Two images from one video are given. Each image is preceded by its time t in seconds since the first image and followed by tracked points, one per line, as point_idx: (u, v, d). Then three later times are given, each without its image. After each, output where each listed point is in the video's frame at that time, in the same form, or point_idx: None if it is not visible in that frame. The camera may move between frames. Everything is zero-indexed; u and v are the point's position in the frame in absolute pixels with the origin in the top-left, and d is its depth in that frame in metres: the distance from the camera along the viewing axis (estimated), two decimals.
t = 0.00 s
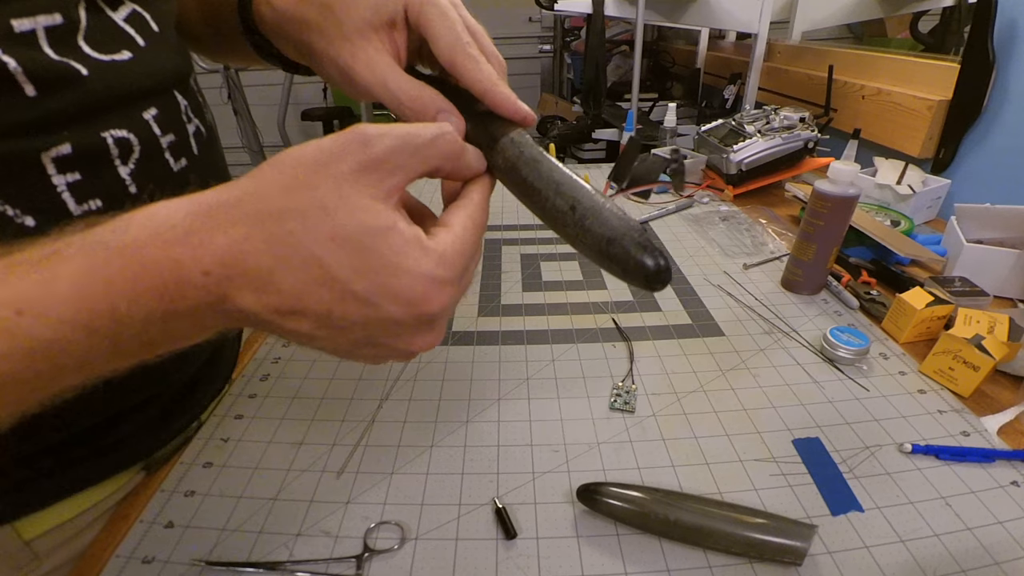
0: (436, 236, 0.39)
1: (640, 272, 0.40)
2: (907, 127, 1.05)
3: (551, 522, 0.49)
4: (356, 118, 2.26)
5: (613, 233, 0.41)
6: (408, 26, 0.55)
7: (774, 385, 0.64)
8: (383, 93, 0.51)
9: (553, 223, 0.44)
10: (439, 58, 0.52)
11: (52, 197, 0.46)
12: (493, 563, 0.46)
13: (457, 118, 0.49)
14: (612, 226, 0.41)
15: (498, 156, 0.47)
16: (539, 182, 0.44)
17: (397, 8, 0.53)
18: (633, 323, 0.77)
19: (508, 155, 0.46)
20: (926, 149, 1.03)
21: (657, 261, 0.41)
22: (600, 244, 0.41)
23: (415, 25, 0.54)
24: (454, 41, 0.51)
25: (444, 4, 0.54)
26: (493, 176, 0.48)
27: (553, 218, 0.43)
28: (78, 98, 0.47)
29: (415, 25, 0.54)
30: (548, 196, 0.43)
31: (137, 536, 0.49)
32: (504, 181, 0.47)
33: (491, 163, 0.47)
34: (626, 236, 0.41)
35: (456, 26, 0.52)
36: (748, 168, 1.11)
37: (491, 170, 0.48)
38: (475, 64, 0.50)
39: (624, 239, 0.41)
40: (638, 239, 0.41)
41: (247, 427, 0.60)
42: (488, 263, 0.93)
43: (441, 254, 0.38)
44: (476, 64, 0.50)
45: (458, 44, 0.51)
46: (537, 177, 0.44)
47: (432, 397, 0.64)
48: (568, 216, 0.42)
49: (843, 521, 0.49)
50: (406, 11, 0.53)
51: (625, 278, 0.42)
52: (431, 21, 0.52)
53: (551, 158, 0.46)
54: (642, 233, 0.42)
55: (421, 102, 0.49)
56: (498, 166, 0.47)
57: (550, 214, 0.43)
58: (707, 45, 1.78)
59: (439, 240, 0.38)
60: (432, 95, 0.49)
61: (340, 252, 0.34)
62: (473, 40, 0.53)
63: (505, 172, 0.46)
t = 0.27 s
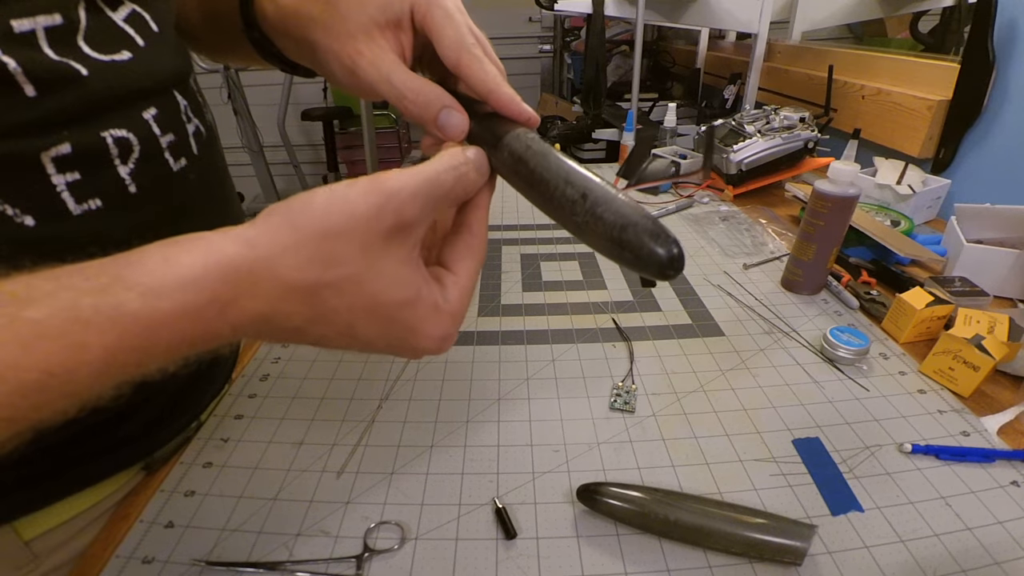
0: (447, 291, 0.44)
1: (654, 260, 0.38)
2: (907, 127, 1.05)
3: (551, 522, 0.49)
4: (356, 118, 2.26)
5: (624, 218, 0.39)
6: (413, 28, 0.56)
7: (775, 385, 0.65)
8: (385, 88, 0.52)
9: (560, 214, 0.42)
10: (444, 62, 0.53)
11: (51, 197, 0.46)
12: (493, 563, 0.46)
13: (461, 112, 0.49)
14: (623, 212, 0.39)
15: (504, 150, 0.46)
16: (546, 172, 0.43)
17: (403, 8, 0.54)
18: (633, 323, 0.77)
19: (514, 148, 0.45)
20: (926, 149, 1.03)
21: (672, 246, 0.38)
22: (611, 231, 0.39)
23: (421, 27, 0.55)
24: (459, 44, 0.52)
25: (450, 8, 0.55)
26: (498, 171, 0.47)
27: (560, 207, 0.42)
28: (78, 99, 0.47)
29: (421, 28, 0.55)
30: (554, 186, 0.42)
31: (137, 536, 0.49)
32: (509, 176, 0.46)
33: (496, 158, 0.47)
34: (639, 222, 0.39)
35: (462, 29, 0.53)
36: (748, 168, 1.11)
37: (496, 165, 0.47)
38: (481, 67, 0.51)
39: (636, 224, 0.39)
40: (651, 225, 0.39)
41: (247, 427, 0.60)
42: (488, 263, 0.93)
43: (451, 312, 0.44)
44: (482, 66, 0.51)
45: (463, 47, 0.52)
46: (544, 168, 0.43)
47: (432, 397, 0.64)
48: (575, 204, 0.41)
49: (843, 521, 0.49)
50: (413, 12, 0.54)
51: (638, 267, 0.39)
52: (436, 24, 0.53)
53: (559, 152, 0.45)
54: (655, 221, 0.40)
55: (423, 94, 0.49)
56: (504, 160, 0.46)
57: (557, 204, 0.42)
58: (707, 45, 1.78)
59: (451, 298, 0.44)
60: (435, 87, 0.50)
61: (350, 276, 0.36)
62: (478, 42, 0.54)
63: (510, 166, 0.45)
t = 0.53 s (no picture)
0: (446, 291, 0.44)
1: (658, 245, 0.38)
2: (907, 127, 1.05)
3: (552, 522, 0.49)
4: (356, 118, 2.26)
5: (627, 205, 0.39)
6: (413, 25, 0.56)
7: (775, 385, 0.65)
8: (385, 85, 0.52)
9: (561, 203, 0.42)
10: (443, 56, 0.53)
11: (51, 197, 0.46)
12: (493, 563, 0.46)
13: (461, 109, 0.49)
14: (625, 198, 0.40)
15: (504, 142, 0.46)
16: (547, 162, 0.43)
17: (402, 5, 0.54)
18: (633, 323, 0.77)
19: (514, 140, 0.45)
20: (926, 149, 1.03)
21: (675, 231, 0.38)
22: (614, 218, 0.39)
23: (420, 23, 0.55)
24: (458, 39, 0.52)
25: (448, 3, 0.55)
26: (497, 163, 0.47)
27: (562, 196, 0.42)
28: (78, 99, 0.47)
29: (420, 24, 0.55)
30: (556, 175, 0.42)
31: (137, 536, 0.49)
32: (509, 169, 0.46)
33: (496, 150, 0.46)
34: (641, 208, 0.39)
35: (461, 25, 0.53)
36: (748, 168, 1.11)
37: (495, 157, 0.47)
38: (481, 62, 0.51)
39: (639, 210, 0.39)
40: (654, 210, 0.39)
41: (247, 427, 0.60)
42: (488, 263, 0.93)
43: (450, 315, 0.44)
44: (482, 61, 0.51)
45: (462, 42, 0.52)
46: (545, 158, 0.43)
47: (432, 397, 0.64)
48: (577, 192, 0.41)
49: (843, 521, 0.49)
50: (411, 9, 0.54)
51: (641, 254, 0.39)
52: (435, 19, 0.53)
53: (559, 143, 0.45)
54: (656, 208, 0.40)
55: (423, 92, 0.49)
56: (503, 153, 0.46)
57: (559, 193, 0.42)
58: (707, 45, 1.78)
59: (450, 299, 0.44)
60: (435, 84, 0.50)
61: (352, 278, 0.36)
62: (476, 39, 0.54)
63: (510, 158, 0.45)
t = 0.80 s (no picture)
0: (443, 284, 0.44)
1: (651, 251, 0.39)
2: (907, 127, 1.05)
3: (552, 522, 0.49)
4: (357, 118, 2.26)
5: (620, 211, 0.39)
6: (411, 24, 0.56)
7: (774, 385, 0.64)
8: (383, 86, 0.52)
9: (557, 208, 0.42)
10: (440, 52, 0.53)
11: (51, 196, 0.46)
12: (493, 563, 0.46)
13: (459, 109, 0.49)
14: (619, 204, 0.40)
15: (499, 144, 0.46)
16: (541, 166, 0.43)
17: (399, 3, 0.54)
18: (633, 324, 0.77)
19: (509, 142, 0.45)
20: (926, 149, 1.03)
21: (667, 237, 0.39)
22: (607, 226, 0.40)
23: (418, 22, 0.55)
24: (455, 34, 0.52)
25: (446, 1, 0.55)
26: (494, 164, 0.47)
27: (557, 201, 0.42)
28: (78, 98, 0.47)
29: (417, 22, 0.55)
30: (550, 180, 0.42)
31: (137, 537, 0.48)
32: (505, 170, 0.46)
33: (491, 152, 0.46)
34: (634, 214, 0.39)
35: (458, 21, 0.53)
36: (748, 168, 1.11)
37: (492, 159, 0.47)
38: (477, 57, 0.51)
39: (632, 217, 0.39)
40: (647, 216, 0.39)
41: (247, 427, 0.60)
42: (488, 263, 0.93)
43: (448, 307, 0.44)
44: (478, 57, 0.51)
45: (459, 38, 0.52)
46: (540, 162, 0.43)
47: (432, 398, 0.64)
48: (572, 199, 0.41)
49: (843, 521, 0.49)
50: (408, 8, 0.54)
51: (634, 259, 0.40)
52: (432, 17, 0.53)
53: (554, 144, 0.45)
54: (650, 212, 0.40)
55: (421, 92, 0.49)
56: (499, 154, 0.46)
57: (554, 198, 0.42)
58: (707, 45, 1.78)
59: (447, 292, 0.44)
60: (433, 84, 0.49)
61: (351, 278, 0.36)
62: (473, 34, 0.54)
63: (506, 160, 0.45)
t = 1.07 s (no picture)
0: (437, 256, 0.40)
1: (644, 264, 0.39)
2: (907, 127, 1.05)
3: (552, 522, 0.49)
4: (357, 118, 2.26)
5: (613, 224, 0.40)
6: (408, 25, 0.56)
7: (774, 385, 0.64)
8: (382, 90, 0.51)
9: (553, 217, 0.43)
10: (437, 53, 0.53)
11: (51, 197, 0.46)
12: (493, 563, 0.46)
13: (459, 112, 0.49)
14: (612, 217, 0.40)
15: (498, 153, 0.47)
16: (537, 177, 0.43)
17: (396, 6, 0.54)
18: (633, 323, 0.76)
19: (507, 151, 0.46)
20: (926, 149, 1.03)
21: (661, 249, 0.39)
22: (600, 239, 0.40)
23: (415, 24, 0.55)
24: (452, 34, 0.52)
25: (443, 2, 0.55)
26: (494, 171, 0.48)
27: (553, 212, 0.42)
28: (78, 99, 0.47)
29: (414, 24, 0.55)
30: (546, 191, 0.43)
31: (137, 537, 0.49)
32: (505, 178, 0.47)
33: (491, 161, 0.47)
34: (627, 227, 0.39)
35: (455, 22, 0.53)
36: (748, 168, 1.11)
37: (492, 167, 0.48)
38: (474, 58, 0.51)
39: (625, 229, 0.39)
40: (640, 229, 0.39)
41: (247, 426, 0.60)
42: (488, 263, 0.93)
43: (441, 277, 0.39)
44: (475, 57, 0.51)
45: (456, 39, 0.52)
46: (536, 172, 0.43)
47: (432, 398, 0.64)
48: (567, 210, 0.41)
49: (843, 521, 0.49)
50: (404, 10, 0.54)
51: (629, 269, 0.40)
52: (430, 18, 0.53)
53: (551, 152, 0.46)
54: (645, 223, 0.40)
55: (420, 96, 0.49)
56: (498, 163, 0.47)
57: (550, 209, 0.42)
58: (707, 45, 1.78)
59: (441, 263, 0.40)
60: (432, 89, 0.49)
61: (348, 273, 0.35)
62: (471, 35, 0.53)
63: (504, 169, 0.46)
